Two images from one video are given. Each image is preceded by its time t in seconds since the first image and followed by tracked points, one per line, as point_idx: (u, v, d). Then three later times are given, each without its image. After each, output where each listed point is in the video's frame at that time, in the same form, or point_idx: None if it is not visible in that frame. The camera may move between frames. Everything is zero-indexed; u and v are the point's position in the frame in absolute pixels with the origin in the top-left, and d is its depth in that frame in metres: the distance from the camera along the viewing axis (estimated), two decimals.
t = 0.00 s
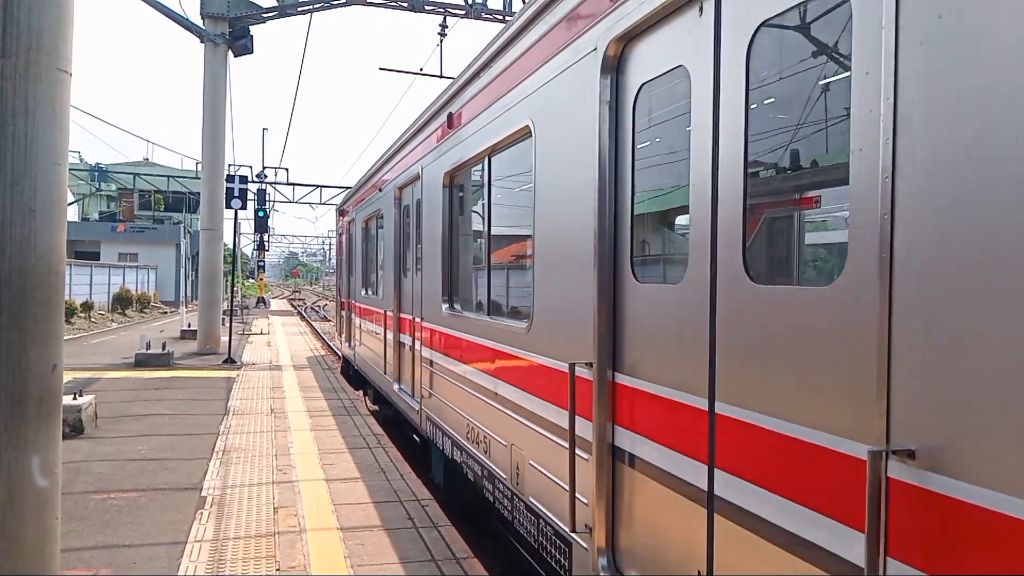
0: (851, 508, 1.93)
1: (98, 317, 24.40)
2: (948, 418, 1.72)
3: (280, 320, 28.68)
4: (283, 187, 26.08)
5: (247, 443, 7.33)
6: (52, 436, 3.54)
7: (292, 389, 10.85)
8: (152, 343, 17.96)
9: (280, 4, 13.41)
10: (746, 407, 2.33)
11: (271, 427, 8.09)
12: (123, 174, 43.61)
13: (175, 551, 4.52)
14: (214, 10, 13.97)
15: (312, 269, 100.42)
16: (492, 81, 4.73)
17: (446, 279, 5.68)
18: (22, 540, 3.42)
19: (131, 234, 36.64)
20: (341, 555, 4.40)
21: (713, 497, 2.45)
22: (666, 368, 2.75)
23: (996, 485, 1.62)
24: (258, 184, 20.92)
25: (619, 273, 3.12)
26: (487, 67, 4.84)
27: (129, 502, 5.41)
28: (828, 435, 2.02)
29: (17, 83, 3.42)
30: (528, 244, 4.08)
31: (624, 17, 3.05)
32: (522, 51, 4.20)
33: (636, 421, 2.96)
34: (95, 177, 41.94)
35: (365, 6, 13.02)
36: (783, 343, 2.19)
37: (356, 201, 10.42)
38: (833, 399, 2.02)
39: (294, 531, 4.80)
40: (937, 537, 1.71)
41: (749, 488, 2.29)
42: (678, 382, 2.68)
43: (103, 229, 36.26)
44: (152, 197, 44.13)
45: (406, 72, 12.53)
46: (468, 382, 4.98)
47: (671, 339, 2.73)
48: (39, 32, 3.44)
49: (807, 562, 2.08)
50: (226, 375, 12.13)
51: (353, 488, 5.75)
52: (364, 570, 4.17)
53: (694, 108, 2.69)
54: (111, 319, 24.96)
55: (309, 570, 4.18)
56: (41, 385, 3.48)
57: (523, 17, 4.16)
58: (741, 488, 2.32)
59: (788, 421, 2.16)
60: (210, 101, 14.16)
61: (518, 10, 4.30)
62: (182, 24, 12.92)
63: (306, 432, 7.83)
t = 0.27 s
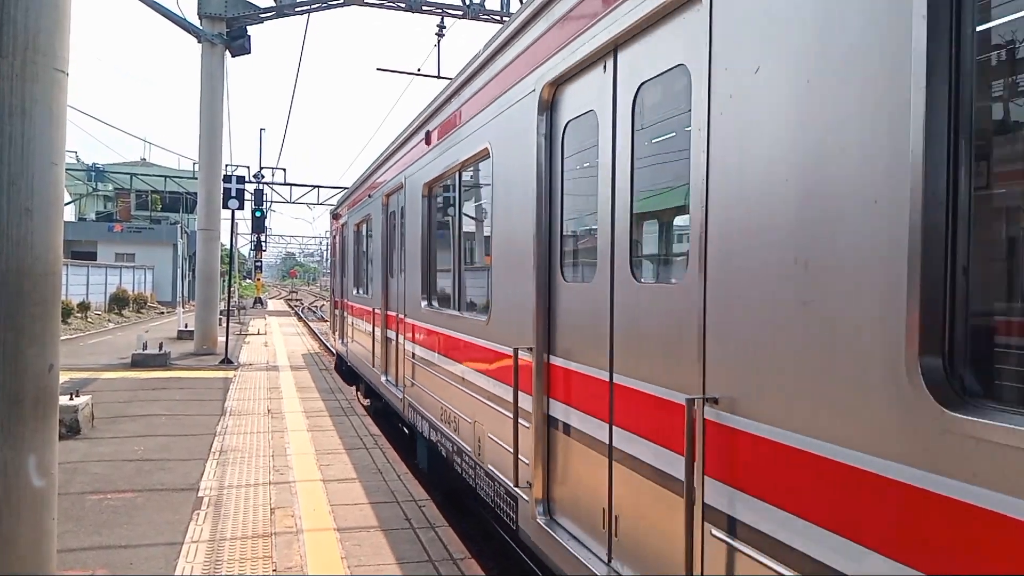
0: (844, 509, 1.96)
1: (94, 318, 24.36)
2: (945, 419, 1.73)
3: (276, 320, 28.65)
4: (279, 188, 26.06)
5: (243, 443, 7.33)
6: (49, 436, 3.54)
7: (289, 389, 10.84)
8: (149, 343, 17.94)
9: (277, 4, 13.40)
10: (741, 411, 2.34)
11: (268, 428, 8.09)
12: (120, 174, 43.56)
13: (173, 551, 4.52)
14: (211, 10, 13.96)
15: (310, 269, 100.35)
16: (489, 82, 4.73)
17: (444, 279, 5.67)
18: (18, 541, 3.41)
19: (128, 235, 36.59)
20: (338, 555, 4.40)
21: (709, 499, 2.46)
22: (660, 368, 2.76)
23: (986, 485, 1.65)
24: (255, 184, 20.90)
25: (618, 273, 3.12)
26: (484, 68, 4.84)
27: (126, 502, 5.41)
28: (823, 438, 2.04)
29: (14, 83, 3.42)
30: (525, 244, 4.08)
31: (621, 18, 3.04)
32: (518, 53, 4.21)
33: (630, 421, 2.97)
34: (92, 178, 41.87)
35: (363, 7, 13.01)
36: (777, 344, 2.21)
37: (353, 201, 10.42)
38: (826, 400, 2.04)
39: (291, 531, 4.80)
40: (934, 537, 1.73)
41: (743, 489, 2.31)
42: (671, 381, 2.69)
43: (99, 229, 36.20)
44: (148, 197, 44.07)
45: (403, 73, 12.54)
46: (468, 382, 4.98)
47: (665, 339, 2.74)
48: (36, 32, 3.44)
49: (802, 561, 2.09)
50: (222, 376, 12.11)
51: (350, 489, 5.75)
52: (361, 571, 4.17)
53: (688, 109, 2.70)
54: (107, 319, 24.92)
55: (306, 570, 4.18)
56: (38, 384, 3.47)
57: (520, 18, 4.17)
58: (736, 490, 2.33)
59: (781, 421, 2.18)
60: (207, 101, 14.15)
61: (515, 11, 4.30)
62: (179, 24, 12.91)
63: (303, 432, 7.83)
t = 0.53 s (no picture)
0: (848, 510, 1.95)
1: (93, 318, 24.36)
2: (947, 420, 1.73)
3: (276, 321, 28.64)
4: (279, 188, 26.06)
5: (242, 444, 7.33)
6: (49, 436, 3.55)
7: (288, 390, 10.83)
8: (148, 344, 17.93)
9: (276, 5, 13.40)
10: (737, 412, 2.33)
11: (267, 428, 8.09)
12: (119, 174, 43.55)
13: (173, 551, 4.52)
14: (210, 11, 13.97)
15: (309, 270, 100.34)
16: (488, 82, 4.74)
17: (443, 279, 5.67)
18: (17, 541, 3.41)
19: (126, 235, 36.57)
20: (337, 556, 4.40)
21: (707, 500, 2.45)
22: (656, 372, 2.74)
23: (988, 484, 1.65)
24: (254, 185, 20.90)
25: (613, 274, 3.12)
26: (484, 68, 4.85)
27: (125, 503, 5.41)
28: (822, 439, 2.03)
29: (13, 84, 3.42)
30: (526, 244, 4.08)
31: (622, 18, 3.04)
32: (519, 53, 4.21)
33: (623, 424, 2.95)
34: (91, 178, 41.86)
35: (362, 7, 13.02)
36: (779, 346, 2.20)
37: (352, 202, 10.42)
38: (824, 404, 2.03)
39: (291, 532, 4.80)
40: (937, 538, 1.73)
41: (741, 491, 2.30)
42: (667, 385, 2.68)
43: (99, 229, 36.19)
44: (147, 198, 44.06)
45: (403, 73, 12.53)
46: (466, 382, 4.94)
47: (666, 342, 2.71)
48: (36, 32, 3.44)
49: (800, 561, 2.09)
50: (221, 376, 12.11)
51: (349, 489, 5.75)
52: (360, 571, 4.17)
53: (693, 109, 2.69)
54: (107, 320, 24.90)
55: (305, 571, 4.18)
56: (38, 385, 3.47)
57: (520, 18, 4.17)
58: (733, 491, 2.33)
59: (780, 423, 2.17)
60: (206, 102, 14.15)
61: (515, 11, 4.31)
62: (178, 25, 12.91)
63: (302, 433, 7.83)
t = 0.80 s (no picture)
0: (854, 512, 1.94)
1: (92, 318, 24.35)
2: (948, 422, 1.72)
3: (275, 322, 28.63)
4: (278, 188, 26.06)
5: (242, 444, 7.33)
6: (47, 437, 3.54)
7: (287, 390, 10.83)
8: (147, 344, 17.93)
9: (276, 5, 13.40)
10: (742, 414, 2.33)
11: (266, 428, 8.09)
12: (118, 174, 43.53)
13: (172, 552, 4.52)
14: (210, 11, 13.97)
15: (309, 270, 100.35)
16: (489, 83, 4.73)
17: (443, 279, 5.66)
18: (15, 542, 3.41)
19: (126, 235, 36.56)
20: (337, 556, 4.40)
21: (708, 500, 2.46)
22: (662, 374, 2.74)
23: (987, 484, 1.64)
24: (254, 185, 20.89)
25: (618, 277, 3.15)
26: (484, 68, 4.84)
27: (124, 503, 5.40)
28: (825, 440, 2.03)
29: (12, 84, 3.41)
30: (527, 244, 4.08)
31: (624, 18, 3.04)
32: (519, 54, 4.21)
33: (627, 426, 2.96)
34: (90, 178, 41.84)
35: (361, 8, 13.01)
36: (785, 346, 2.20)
37: (352, 202, 10.41)
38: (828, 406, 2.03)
39: (290, 532, 4.80)
40: (938, 539, 1.72)
41: (746, 493, 2.29)
42: (670, 386, 2.69)
43: (98, 230, 36.17)
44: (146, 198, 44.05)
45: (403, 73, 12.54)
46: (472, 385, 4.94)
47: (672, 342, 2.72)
48: (35, 33, 3.44)
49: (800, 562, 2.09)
50: (221, 377, 12.10)
51: (348, 490, 5.75)
52: (360, 571, 4.17)
53: (701, 109, 2.69)
54: (106, 320, 24.89)
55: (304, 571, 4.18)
56: (36, 386, 3.47)
57: (520, 18, 4.17)
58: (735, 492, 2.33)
59: (786, 425, 2.16)
60: (206, 102, 14.15)
61: (515, 12, 4.31)
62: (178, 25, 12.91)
63: (302, 433, 7.83)
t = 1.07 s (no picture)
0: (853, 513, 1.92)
1: (92, 316, 24.34)
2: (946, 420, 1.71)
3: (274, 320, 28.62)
4: (276, 185, 26.06)
5: (241, 442, 7.34)
6: (46, 435, 3.54)
7: (287, 388, 10.83)
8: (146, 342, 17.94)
9: (276, 3, 13.39)
10: (745, 415, 2.32)
11: (266, 426, 8.09)
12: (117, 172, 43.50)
13: (170, 549, 4.52)
14: (209, 8, 13.96)
15: (308, 268, 100.30)
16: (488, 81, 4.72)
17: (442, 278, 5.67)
18: (14, 540, 3.41)
19: (125, 232, 36.54)
20: (335, 554, 4.40)
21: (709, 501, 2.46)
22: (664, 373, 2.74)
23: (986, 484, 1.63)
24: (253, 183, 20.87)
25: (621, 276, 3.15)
26: (484, 66, 4.83)
27: (123, 501, 5.40)
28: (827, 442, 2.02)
29: (11, 82, 3.41)
30: (526, 242, 4.08)
31: (625, 17, 3.03)
32: (520, 51, 4.20)
33: (628, 427, 2.97)
34: (89, 176, 41.81)
35: (361, 5, 13.00)
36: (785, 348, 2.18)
37: (352, 200, 10.40)
38: (830, 407, 2.02)
39: (289, 530, 4.80)
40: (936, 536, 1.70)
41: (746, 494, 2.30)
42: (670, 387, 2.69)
43: (97, 228, 36.14)
44: (146, 196, 44.02)
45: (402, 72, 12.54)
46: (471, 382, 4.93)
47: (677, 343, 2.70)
48: (34, 31, 3.44)
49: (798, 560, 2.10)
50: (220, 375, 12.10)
51: (347, 488, 5.75)
52: (359, 570, 4.17)
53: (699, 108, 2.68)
54: (106, 318, 24.89)
55: (303, 570, 4.18)
56: (35, 384, 3.48)
57: (520, 17, 4.16)
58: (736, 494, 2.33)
59: (789, 424, 2.15)
60: (206, 100, 14.14)
61: (515, 11, 4.29)
62: (178, 22, 12.90)
63: (301, 431, 7.83)
